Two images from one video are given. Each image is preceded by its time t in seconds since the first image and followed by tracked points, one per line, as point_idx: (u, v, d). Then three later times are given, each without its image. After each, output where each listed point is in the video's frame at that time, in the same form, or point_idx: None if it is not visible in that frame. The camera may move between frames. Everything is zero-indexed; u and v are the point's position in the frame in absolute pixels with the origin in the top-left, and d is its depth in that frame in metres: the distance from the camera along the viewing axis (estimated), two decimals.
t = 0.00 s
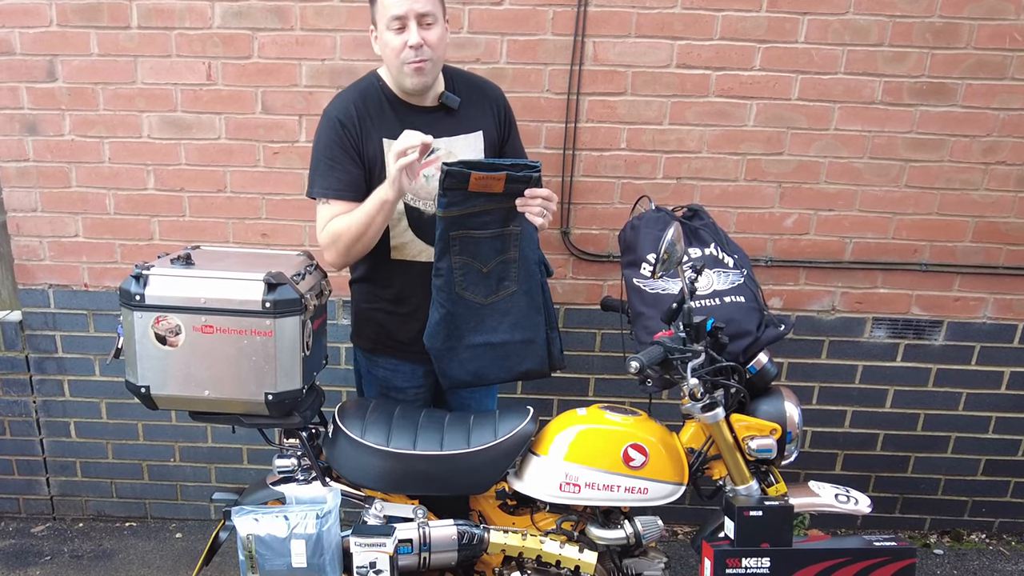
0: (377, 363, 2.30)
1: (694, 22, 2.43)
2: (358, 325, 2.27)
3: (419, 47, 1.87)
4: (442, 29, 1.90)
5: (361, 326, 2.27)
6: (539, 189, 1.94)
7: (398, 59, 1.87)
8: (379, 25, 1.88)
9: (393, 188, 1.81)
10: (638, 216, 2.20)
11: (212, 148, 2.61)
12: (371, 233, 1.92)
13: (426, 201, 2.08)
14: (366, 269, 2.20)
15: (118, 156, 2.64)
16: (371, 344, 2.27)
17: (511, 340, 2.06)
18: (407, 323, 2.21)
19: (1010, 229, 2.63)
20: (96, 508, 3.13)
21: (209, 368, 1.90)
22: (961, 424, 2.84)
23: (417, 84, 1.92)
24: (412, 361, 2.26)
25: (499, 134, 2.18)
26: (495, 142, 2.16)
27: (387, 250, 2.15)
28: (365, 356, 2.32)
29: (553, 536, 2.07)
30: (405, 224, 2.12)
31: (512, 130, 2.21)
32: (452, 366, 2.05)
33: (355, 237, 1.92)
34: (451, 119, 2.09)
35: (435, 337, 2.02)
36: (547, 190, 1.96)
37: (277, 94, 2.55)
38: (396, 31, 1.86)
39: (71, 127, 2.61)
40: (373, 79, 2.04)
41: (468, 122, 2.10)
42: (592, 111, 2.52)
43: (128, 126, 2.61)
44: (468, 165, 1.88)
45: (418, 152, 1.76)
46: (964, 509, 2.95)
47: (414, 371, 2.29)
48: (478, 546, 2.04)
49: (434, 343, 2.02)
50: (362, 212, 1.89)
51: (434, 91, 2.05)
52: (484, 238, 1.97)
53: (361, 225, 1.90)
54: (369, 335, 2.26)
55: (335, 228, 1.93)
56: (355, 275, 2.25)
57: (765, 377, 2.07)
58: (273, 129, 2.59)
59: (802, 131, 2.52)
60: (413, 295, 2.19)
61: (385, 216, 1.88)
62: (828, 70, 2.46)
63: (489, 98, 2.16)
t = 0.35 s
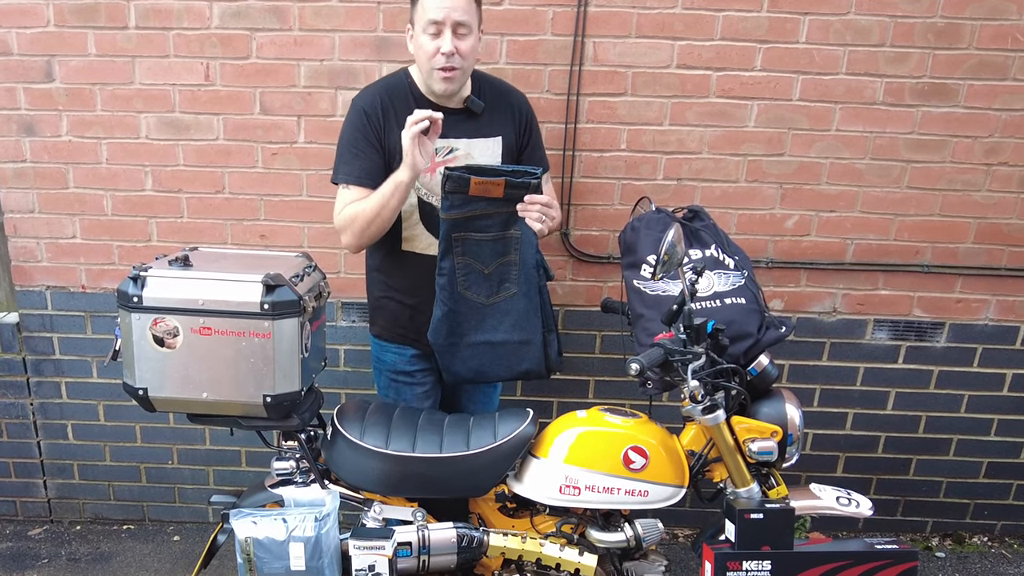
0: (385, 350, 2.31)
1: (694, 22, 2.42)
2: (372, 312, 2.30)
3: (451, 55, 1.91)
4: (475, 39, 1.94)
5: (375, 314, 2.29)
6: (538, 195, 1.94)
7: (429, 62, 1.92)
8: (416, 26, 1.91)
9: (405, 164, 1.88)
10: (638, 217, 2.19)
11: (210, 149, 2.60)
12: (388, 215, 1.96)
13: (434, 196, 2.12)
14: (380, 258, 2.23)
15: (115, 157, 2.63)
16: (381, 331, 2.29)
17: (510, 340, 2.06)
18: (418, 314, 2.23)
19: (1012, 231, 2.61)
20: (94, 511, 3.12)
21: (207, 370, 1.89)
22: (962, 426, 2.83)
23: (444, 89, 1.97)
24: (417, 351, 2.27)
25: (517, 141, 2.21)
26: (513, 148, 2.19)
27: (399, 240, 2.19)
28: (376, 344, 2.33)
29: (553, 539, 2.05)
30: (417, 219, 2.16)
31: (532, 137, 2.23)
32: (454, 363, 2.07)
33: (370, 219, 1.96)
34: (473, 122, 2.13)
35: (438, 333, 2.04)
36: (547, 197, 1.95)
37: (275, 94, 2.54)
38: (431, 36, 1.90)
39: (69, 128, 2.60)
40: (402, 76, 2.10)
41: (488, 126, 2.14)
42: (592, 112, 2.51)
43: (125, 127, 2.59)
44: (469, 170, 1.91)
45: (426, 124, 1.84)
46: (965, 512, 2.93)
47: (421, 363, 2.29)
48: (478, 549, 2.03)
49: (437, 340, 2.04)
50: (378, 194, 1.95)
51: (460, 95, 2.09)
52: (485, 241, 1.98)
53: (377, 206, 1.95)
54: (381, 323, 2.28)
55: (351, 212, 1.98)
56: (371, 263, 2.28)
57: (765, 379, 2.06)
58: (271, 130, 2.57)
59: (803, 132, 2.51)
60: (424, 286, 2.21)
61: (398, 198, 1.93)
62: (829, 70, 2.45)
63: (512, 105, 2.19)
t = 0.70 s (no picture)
0: (384, 341, 2.32)
1: (695, 22, 2.41)
2: (376, 304, 2.32)
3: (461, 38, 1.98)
4: (486, 27, 2.01)
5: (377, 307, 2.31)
6: (541, 200, 1.93)
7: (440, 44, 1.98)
8: (431, 11, 2.00)
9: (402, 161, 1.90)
10: (638, 219, 2.18)
11: (208, 150, 2.59)
12: (380, 203, 2.00)
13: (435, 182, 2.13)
14: (383, 249, 2.26)
15: (113, 158, 2.61)
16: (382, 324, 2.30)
17: (508, 340, 2.07)
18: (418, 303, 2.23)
19: (1014, 232, 2.60)
20: (91, 513, 3.10)
21: (205, 371, 1.88)
22: (964, 428, 2.82)
23: (452, 72, 2.01)
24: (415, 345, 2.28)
25: (524, 140, 2.22)
26: (518, 146, 2.20)
27: (400, 228, 2.20)
28: (377, 337, 2.34)
29: (553, 542, 2.04)
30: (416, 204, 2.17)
31: (539, 139, 2.24)
32: (452, 359, 2.10)
33: (363, 205, 2.01)
34: (480, 116, 2.16)
35: (438, 331, 2.06)
36: (550, 201, 1.94)
37: (273, 95, 2.52)
38: (444, 19, 1.98)
39: (66, 129, 2.59)
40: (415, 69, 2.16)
41: (495, 122, 2.17)
42: (592, 112, 2.49)
43: (123, 127, 2.58)
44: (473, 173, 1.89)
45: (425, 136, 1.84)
46: (968, 514, 2.92)
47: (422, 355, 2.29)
48: (476, 552, 2.01)
49: (437, 337, 2.06)
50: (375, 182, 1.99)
51: (470, 88, 2.13)
52: (485, 242, 1.98)
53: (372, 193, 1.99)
54: (383, 315, 2.29)
55: (348, 193, 2.03)
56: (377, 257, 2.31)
57: (767, 382, 2.04)
58: (270, 131, 2.56)
59: (804, 133, 2.50)
60: (424, 274, 2.22)
61: (393, 188, 1.97)
62: (831, 71, 2.44)
63: (520, 103, 2.22)
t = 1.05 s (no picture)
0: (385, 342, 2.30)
1: (696, 22, 2.40)
2: (375, 304, 2.30)
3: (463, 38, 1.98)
4: (487, 27, 2.01)
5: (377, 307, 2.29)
6: (544, 200, 1.93)
7: (442, 44, 1.99)
8: (433, 11, 2.00)
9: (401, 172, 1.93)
10: (638, 220, 2.17)
11: (206, 151, 2.58)
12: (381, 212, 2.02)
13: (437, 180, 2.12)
14: (383, 250, 2.25)
15: (110, 158, 2.60)
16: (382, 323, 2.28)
17: (509, 340, 2.07)
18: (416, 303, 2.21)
19: (1016, 233, 2.59)
20: (89, 516, 3.09)
21: (203, 373, 1.86)
22: (966, 430, 2.80)
23: (453, 71, 2.01)
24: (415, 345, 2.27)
25: (524, 139, 2.21)
26: (518, 145, 2.19)
27: (399, 226, 2.18)
28: (376, 337, 2.33)
29: (553, 545, 2.03)
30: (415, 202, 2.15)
31: (539, 139, 2.22)
32: (452, 360, 2.09)
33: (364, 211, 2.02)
34: (480, 115, 2.15)
35: (438, 332, 2.05)
36: (553, 201, 1.94)
37: (272, 96, 2.51)
38: (446, 18, 1.98)
39: (63, 130, 2.58)
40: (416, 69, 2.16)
41: (494, 121, 2.16)
42: (592, 113, 2.48)
43: (121, 128, 2.57)
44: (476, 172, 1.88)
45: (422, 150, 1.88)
46: (970, 517, 2.91)
47: (421, 354, 2.28)
48: (476, 555, 2.00)
49: (436, 338, 2.06)
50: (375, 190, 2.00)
51: (470, 87, 2.13)
52: (486, 242, 1.97)
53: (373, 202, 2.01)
54: (382, 315, 2.27)
55: (351, 196, 2.04)
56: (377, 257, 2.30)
57: (768, 384, 2.03)
58: (268, 132, 2.55)
59: (806, 134, 2.49)
60: (424, 274, 2.20)
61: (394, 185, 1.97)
62: (832, 71, 2.43)
63: (520, 102, 2.21)
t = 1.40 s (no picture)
0: (384, 343, 2.28)
1: (696, 23, 2.39)
2: (376, 305, 2.29)
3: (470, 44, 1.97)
4: (493, 32, 2.01)
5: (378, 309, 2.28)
6: (554, 187, 1.95)
7: (449, 50, 1.97)
8: (437, 16, 1.98)
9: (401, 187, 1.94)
10: (638, 221, 2.16)
11: (204, 152, 2.56)
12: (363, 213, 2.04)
13: (446, 181, 2.09)
14: (383, 250, 2.24)
15: (108, 159, 2.59)
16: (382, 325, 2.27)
17: (517, 335, 2.05)
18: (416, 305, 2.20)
19: (1018, 234, 2.58)
20: (86, 519, 3.07)
21: (201, 375, 1.85)
22: (968, 432, 2.79)
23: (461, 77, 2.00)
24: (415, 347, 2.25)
25: (525, 139, 2.19)
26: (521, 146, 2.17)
27: (400, 227, 2.17)
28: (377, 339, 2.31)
29: (553, 548, 2.02)
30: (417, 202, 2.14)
31: (540, 138, 2.21)
32: (458, 356, 2.05)
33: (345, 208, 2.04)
34: (483, 116, 2.14)
35: (444, 327, 2.01)
36: (562, 188, 1.97)
37: (270, 96, 2.50)
38: (452, 24, 1.96)
39: (61, 130, 2.56)
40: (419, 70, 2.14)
41: (496, 122, 2.14)
42: (592, 113, 2.47)
43: (118, 129, 2.55)
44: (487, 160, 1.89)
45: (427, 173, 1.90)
46: (971, 519, 2.89)
47: (423, 356, 2.27)
48: (476, 558, 1.98)
49: (443, 333, 2.02)
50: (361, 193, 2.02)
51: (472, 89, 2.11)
52: (496, 232, 1.97)
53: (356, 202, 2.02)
54: (383, 316, 2.26)
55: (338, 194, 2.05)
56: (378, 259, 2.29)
57: (769, 386, 2.02)
58: (266, 133, 2.54)
59: (807, 134, 2.48)
60: (424, 275, 2.19)
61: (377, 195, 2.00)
62: (833, 72, 2.42)
63: (522, 103, 2.19)
